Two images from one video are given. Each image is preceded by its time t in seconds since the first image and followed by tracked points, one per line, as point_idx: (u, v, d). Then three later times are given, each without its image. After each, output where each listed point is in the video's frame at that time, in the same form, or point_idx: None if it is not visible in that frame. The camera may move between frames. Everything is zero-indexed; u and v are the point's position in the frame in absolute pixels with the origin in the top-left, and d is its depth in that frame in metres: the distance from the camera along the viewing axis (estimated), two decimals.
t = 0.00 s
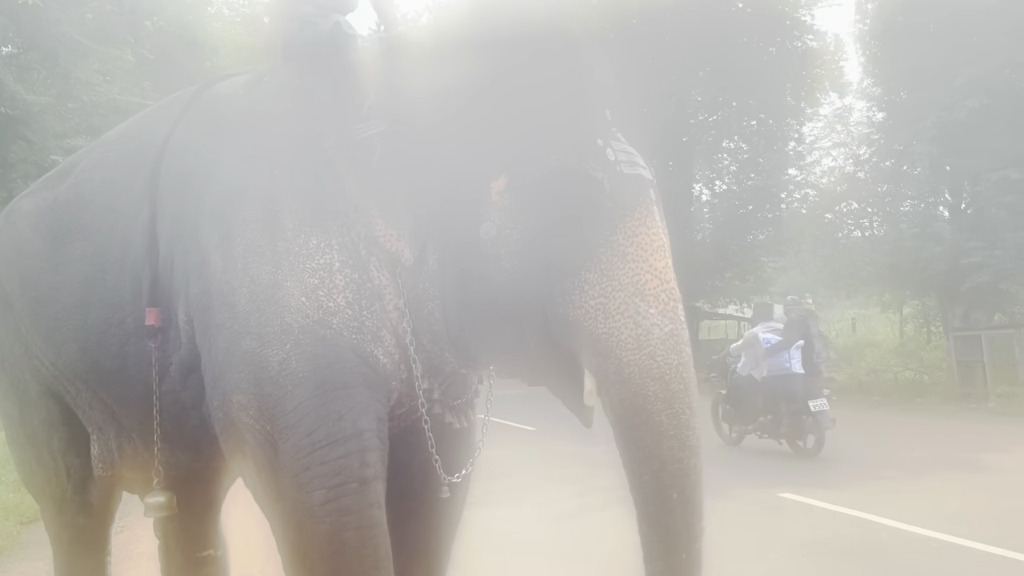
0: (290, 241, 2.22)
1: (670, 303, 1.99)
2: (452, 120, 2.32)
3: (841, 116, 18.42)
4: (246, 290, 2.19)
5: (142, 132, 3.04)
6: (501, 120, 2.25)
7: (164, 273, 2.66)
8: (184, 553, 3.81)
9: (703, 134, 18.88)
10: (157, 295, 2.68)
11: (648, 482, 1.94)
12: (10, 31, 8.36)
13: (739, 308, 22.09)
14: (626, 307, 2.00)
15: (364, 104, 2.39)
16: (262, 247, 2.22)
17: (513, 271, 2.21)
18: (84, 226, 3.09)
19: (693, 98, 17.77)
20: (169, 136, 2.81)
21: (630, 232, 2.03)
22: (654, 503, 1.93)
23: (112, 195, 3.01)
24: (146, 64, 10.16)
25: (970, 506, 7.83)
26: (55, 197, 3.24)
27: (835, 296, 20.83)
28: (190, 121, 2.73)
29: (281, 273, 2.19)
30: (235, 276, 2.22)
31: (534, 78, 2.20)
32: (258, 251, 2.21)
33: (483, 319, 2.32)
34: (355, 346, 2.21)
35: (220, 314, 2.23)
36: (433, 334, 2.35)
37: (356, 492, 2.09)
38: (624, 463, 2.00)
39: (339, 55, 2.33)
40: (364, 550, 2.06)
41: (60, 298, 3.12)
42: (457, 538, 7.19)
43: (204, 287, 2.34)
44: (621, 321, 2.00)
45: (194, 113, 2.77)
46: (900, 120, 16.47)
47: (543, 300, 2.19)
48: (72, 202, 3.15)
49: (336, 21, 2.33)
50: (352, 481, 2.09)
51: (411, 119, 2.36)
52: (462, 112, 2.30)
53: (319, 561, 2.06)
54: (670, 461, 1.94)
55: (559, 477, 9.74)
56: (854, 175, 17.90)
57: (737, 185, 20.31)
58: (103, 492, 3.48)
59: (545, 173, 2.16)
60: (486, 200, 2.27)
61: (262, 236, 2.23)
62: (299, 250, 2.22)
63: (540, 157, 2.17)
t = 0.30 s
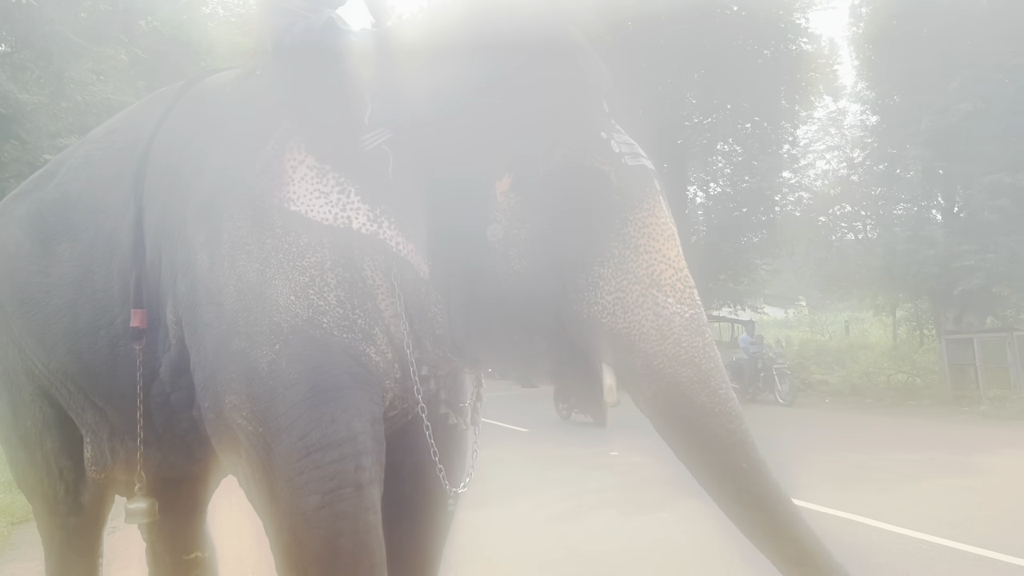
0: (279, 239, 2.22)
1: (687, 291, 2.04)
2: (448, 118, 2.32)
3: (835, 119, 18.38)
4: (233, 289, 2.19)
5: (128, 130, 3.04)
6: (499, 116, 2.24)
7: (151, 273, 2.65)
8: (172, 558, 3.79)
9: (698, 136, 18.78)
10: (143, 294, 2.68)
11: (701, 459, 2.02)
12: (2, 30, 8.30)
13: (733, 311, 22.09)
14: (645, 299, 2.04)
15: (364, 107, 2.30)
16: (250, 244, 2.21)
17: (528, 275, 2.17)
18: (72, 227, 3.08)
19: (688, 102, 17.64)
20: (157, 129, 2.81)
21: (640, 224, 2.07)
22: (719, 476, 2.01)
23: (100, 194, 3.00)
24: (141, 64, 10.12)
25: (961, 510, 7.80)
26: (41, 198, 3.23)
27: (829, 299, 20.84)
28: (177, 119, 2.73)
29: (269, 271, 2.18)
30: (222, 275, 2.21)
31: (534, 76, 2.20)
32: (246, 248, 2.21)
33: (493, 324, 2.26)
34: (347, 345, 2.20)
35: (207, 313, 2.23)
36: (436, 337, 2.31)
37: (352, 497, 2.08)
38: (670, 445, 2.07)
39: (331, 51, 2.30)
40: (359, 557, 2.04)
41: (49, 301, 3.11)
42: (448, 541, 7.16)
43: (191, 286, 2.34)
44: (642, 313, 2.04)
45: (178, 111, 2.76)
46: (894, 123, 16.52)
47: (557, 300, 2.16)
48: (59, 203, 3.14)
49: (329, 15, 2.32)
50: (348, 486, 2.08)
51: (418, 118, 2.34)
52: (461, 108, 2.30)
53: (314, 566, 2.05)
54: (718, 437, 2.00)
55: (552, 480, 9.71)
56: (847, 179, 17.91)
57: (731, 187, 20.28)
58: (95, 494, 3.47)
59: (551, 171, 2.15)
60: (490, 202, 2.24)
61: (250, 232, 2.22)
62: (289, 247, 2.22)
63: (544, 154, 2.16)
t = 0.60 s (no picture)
0: (270, 242, 2.19)
1: (706, 272, 2.06)
2: (454, 120, 2.28)
3: (831, 125, 18.33)
4: (224, 295, 2.18)
5: (119, 136, 3.05)
6: (500, 117, 2.21)
7: (141, 280, 2.65)
8: (163, 568, 3.77)
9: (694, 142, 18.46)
10: (133, 303, 2.68)
11: (769, 428, 1.98)
12: None
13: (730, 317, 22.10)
14: (665, 288, 2.07)
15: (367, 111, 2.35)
16: (241, 249, 2.19)
17: (540, 275, 2.21)
18: (64, 236, 3.08)
19: (684, 108, 17.67)
20: (149, 131, 2.82)
21: (654, 212, 2.10)
22: (796, 438, 1.97)
23: (90, 201, 3.01)
24: (137, 69, 10.12)
25: (956, 517, 7.80)
26: (37, 205, 3.25)
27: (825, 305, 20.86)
28: (168, 123, 2.74)
29: (260, 276, 2.17)
30: (213, 280, 2.21)
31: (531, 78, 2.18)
32: (236, 253, 2.19)
33: (507, 326, 2.29)
34: (338, 352, 2.19)
35: (197, 318, 2.24)
36: (444, 343, 2.33)
37: (348, 508, 2.10)
38: (725, 425, 2.06)
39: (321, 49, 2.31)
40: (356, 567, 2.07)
41: (42, 309, 3.12)
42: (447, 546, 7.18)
43: (181, 291, 2.34)
44: (664, 302, 2.06)
45: (169, 115, 2.76)
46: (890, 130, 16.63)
47: (572, 298, 2.21)
48: (53, 210, 3.15)
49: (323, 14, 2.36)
50: (344, 499, 2.10)
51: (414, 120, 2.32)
52: (460, 113, 2.27)
53: None
54: (779, 404, 1.97)
55: (548, 486, 9.70)
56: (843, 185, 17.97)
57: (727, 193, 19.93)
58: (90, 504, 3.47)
59: (556, 167, 2.17)
60: (495, 205, 2.23)
61: (240, 233, 2.21)
62: (281, 250, 2.20)
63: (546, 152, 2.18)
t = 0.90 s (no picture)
0: (266, 251, 2.19)
1: (714, 263, 1.97)
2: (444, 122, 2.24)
3: (829, 134, 18.22)
4: (219, 303, 2.17)
5: (118, 143, 3.05)
6: (486, 111, 2.19)
7: (137, 289, 2.66)
8: None
9: (693, 152, 17.33)
10: (131, 312, 2.68)
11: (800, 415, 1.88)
12: None
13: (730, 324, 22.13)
14: (670, 281, 1.98)
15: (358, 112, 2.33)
16: (236, 257, 2.18)
17: (541, 277, 2.16)
18: (63, 244, 3.09)
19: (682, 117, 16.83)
20: (147, 138, 2.82)
21: (657, 203, 2.02)
22: (831, 421, 1.86)
23: (89, 209, 3.02)
24: (137, 78, 10.19)
25: (951, 527, 7.78)
26: (37, 214, 3.26)
27: (825, 312, 20.90)
28: (166, 131, 2.74)
29: (254, 285, 2.16)
30: (208, 288, 2.19)
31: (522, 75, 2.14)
32: (231, 261, 2.18)
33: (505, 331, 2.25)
34: (334, 363, 2.20)
35: (192, 326, 2.23)
36: (443, 349, 2.33)
37: (347, 521, 2.10)
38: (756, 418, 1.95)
39: (316, 50, 2.25)
40: None
41: (39, 320, 3.13)
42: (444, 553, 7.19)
43: (175, 299, 2.34)
44: (671, 297, 1.97)
45: (168, 121, 2.77)
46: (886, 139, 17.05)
47: (573, 301, 2.17)
48: (52, 218, 3.17)
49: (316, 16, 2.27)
50: (343, 513, 2.10)
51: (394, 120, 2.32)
52: (452, 115, 2.24)
53: None
54: (805, 390, 1.86)
55: (545, 495, 9.68)
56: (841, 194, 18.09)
57: (727, 203, 17.91)
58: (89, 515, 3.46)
59: (551, 163, 2.12)
60: (490, 203, 2.19)
61: (235, 242, 2.20)
62: (278, 260, 2.20)
63: (540, 151, 2.12)
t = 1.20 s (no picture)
0: (257, 259, 2.22)
1: (703, 275, 1.90)
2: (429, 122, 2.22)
3: (825, 142, 18.40)
4: (211, 311, 2.22)
5: (116, 149, 3.05)
6: (470, 110, 2.17)
7: (132, 296, 2.66)
8: None
9: (689, 159, 17.34)
10: (127, 321, 2.67)
11: (779, 443, 1.80)
12: None
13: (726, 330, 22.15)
14: (653, 292, 1.93)
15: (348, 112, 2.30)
16: (229, 266, 2.23)
17: (516, 280, 2.12)
18: (62, 251, 3.10)
19: (679, 123, 16.81)
20: (144, 144, 2.82)
21: (644, 212, 1.98)
22: (811, 455, 1.77)
23: (86, 216, 3.03)
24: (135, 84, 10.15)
25: (946, 535, 7.80)
26: (38, 223, 3.27)
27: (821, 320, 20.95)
28: (162, 137, 2.74)
29: (246, 295, 2.20)
30: (200, 296, 2.24)
31: (517, 73, 2.12)
32: (224, 270, 2.23)
33: (484, 343, 2.20)
34: (326, 375, 2.22)
35: (184, 334, 2.28)
36: (426, 360, 2.29)
37: (341, 535, 2.15)
38: (745, 450, 1.88)
39: (310, 43, 2.23)
40: None
41: (39, 329, 3.13)
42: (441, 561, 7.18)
43: (167, 306, 2.38)
44: (655, 308, 1.92)
45: (165, 126, 2.77)
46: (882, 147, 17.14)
47: (557, 310, 2.11)
48: (52, 226, 3.18)
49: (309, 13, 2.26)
50: (338, 526, 2.16)
51: (377, 121, 2.30)
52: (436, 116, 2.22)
53: None
54: (783, 417, 1.78)
55: (542, 502, 9.67)
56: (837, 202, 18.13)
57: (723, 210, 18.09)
58: (88, 525, 3.45)
59: (532, 167, 2.08)
60: (470, 208, 2.16)
61: (227, 251, 2.24)
62: (268, 269, 2.23)
63: (522, 151, 2.09)
